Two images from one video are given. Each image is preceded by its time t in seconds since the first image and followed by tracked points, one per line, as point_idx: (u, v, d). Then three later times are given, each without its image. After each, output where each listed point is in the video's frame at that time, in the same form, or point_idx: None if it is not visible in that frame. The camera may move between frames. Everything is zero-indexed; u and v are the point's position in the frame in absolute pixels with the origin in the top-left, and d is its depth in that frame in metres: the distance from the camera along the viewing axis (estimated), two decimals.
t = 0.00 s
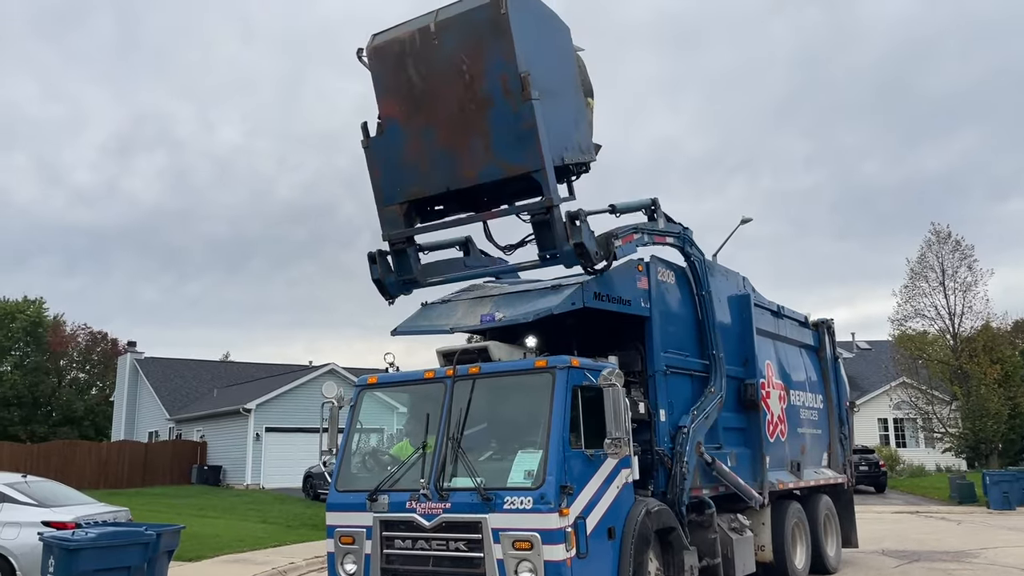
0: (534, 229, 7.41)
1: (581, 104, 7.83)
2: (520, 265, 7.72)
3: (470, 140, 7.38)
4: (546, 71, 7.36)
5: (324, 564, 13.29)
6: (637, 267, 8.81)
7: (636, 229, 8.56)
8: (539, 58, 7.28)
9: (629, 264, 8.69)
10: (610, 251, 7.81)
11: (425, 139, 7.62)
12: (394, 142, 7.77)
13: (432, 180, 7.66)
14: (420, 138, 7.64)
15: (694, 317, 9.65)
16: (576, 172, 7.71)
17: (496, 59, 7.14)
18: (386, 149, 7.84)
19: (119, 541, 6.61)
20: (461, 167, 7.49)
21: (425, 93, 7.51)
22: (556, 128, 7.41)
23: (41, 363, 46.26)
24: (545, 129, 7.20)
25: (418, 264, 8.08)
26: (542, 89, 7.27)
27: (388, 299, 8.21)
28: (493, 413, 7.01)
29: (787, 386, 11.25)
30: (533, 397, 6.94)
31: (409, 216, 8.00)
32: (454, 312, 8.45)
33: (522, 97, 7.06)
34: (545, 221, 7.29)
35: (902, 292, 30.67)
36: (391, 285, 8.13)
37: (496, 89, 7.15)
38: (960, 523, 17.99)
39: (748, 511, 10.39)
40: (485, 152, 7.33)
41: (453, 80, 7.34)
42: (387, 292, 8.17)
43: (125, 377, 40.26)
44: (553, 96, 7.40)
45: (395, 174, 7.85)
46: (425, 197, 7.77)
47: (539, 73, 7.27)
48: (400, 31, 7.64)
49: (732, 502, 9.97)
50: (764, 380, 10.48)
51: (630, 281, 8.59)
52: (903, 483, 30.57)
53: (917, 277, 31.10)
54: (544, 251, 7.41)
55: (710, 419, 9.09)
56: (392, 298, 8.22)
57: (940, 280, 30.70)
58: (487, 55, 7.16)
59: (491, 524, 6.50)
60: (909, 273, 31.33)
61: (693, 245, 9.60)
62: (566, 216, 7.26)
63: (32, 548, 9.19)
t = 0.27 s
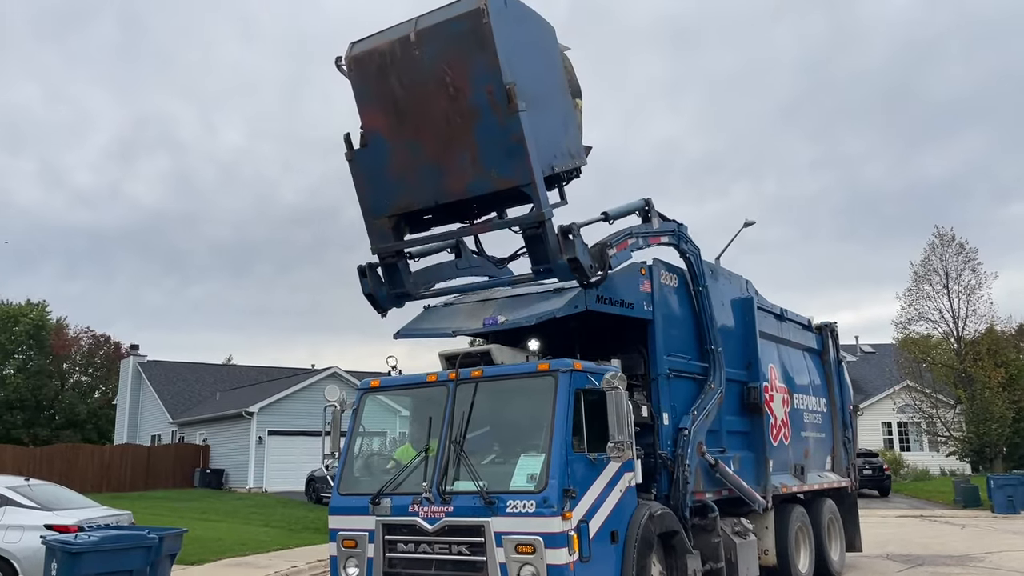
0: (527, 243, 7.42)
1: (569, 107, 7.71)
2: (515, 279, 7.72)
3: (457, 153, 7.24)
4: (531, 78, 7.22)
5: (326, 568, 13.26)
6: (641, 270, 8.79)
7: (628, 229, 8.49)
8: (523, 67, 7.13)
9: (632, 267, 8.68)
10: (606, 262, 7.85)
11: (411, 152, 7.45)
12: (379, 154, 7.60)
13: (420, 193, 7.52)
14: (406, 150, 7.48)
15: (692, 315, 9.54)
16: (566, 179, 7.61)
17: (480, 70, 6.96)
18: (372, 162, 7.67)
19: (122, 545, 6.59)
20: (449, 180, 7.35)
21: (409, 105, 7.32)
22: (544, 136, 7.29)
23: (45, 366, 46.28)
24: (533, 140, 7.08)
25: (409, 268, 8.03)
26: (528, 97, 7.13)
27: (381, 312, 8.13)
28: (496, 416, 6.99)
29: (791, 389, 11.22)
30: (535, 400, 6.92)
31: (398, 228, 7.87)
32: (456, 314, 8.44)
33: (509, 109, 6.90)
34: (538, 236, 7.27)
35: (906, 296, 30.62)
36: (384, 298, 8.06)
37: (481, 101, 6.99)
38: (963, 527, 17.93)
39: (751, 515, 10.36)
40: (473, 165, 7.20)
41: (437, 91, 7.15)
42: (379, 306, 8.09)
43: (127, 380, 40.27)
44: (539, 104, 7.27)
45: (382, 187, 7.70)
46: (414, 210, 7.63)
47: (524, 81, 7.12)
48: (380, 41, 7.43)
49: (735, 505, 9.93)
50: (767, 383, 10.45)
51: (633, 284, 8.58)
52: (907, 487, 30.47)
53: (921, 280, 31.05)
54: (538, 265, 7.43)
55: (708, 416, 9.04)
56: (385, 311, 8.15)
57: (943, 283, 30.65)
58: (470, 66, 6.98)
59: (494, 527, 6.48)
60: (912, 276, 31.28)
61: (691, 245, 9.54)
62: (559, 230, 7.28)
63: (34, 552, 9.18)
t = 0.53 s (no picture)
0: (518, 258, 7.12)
1: (558, 112, 7.40)
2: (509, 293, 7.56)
3: (444, 168, 6.93)
4: (516, 87, 6.90)
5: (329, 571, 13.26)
6: (643, 272, 8.79)
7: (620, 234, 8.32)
8: (508, 76, 6.81)
9: (635, 270, 8.68)
10: (599, 273, 7.61)
11: (395, 167, 7.14)
12: (363, 169, 7.28)
13: (407, 209, 7.23)
14: (390, 166, 7.16)
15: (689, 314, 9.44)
16: (557, 188, 7.32)
17: (464, 83, 6.63)
18: (355, 178, 7.36)
19: (124, 548, 6.60)
20: (436, 196, 7.05)
21: (391, 119, 6.98)
22: (532, 147, 7.00)
23: (48, 369, 46.35)
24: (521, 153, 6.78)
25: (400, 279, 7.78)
26: (513, 108, 6.82)
27: (373, 326, 7.92)
28: (498, 419, 6.99)
29: (794, 392, 11.21)
30: (538, 403, 6.92)
31: (386, 243, 7.58)
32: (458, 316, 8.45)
33: (495, 123, 6.59)
34: (530, 254, 7.02)
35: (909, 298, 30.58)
36: (374, 312, 7.82)
37: (466, 115, 6.67)
38: (968, 530, 17.86)
39: (754, 517, 10.35)
40: (460, 180, 6.89)
41: (419, 105, 6.82)
42: (371, 321, 7.87)
43: (131, 383, 40.32)
44: (526, 113, 6.96)
45: (367, 203, 7.40)
46: (401, 226, 7.35)
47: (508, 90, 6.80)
48: (358, 52, 7.06)
49: (738, 508, 9.91)
50: (770, 386, 10.44)
51: (636, 287, 8.57)
52: (911, 489, 30.41)
53: (924, 283, 31.00)
54: (531, 282, 7.17)
55: (709, 415, 8.98)
56: (376, 325, 7.93)
57: (947, 285, 30.61)
58: (453, 78, 6.64)
59: (496, 530, 6.48)
60: (916, 278, 31.24)
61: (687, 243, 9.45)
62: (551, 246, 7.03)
63: (38, 555, 9.19)
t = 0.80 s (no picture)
0: (511, 275, 6.97)
1: (544, 117, 7.20)
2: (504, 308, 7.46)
3: (431, 185, 6.74)
4: (501, 99, 6.69)
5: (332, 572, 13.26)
6: (645, 273, 8.78)
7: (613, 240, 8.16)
8: (491, 88, 6.58)
9: (637, 271, 8.67)
10: (594, 285, 7.42)
11: (381, 185, 6.94)
12: (347, 187, 7.07)
13: (396, 227, 7.05)
14: (375, 183, 6.95)
15: (687, 313, 9.35)
16: (546, 199, 7.16)
17: (447, 101, 6.39)
18: (341, 195, 7.15)
19: (128, 549, 6.60)
20: (425, 214, 6.87)
21: (374, 137, 6.74)
22: (520, 159, 6.80)
23: (52, 370, 46.43)
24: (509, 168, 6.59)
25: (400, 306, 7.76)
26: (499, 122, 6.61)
27: (366, 339, 7.91)
28: (501, 420, 6.99)
29: (797, 393, 11.19)
30: (541, 405, 6.91)
31: (375, 259, 7.42)
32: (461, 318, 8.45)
33: (481, 142, 6.38)
34: (522, 271, 6.85)
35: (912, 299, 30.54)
36: (367, 326, 7.80)
37: (451, 134, 6.45)
38: (972, 531, 18.04)
39: (757, 519, 10.33)
40: (449, 198, 6.70)
41: (402, 123, 6.58)
42: (363, 334, 7.85)
43: (134, 384, 40.35)
44: (512, 125, 6.75)
45: (354, 220, 7.21)
46: (390, 242, 7.19)
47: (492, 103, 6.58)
48: (335, 65, 6.78)
49: (741, 510, 9.91)
50: (773, 387, 10.42)
51: (638, 288, 8.57)
52: (914, 491, 30.35)
53: (928, 284, 30.95)
54: (524, 298, 7.03)
55: (708, 412, 8.90)
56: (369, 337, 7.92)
57: (950, 286, 30.55)
58: (436, 96, 6.40)
59: (500, 532, 6.47)
60: (919, 279, 31.18)
61: (681, 241, 9.38)
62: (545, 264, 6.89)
63: (41, 556, 9.21)
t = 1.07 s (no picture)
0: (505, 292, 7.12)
1: (529, 123, 7.11)
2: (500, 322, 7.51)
3: (416, 205, 6.66)
4: (483, 112, 6.57)
5: (334, 572, 13.28)
6: (648, 273, 8.79)
7: (606, 248, 8.06)
8: (473, 102, 6.46)
9: (639, 271, 8.68)
10: (588, 298, 7.46)
11: (364, 204, 6.84)
12: (330, 207, 6.97)
13: (382, 245, 7.00)
14: (358, 203, 6.85)
15: (685, 312, 9.26)
16: (535, 209, 7.11)
17: (429, 122, 6.27)
18: (324, 215, 7.06)
19: (131, 549, 6.61)
20: (411, 233, 6.80)
21: (354, 158, 6.61)
22: (506, 173, 6.73)
23: (55, 370, 46.49)
24: (497, 187, 6.54)
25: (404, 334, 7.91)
26: (484, 138, 6.52)
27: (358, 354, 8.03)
28: (503, 420, 6.99)
29: (799, 393, 11.19)
30: (543, 405, 6.92)
31: (364, 276, 7.43)
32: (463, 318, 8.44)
33: (467, 163, 6.30)
34: (515, 289, 6.99)
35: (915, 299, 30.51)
36: (360, 342, 7.92)
37: (435, 155, 6.35)
38: (975, 531, 18.04)
39: (760, 518, 10.33)
40: (436, 218, 6.63)
41: (384, 144, 6.46)
42: (356, 349, 7.97)
43: (137, 384, 40.40)
44: (496, 139, 6.66)
45: (339, 238, 7.14)
46: (377, 259, 7.14)
47: (475, 119, 6.47)
48: (309, 84, 6.58)
49: (743, 509, 9.91)
50: (776, 387, 10.42)
51: (640, 288, 8.57)
52: (917, 491, 30.32)
53: (930, 283, 30.92)
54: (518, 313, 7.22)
55: (707, 412, 8.78)
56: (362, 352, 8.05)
57: (953, 286, 30.52)
58: (417, 117, 6.26)
59: (502, 532, 6.47)
60: (922, 279, 31.15)
61: (675, 236, 9.29)
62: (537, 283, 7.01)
63: (45, 556, 9.23)
